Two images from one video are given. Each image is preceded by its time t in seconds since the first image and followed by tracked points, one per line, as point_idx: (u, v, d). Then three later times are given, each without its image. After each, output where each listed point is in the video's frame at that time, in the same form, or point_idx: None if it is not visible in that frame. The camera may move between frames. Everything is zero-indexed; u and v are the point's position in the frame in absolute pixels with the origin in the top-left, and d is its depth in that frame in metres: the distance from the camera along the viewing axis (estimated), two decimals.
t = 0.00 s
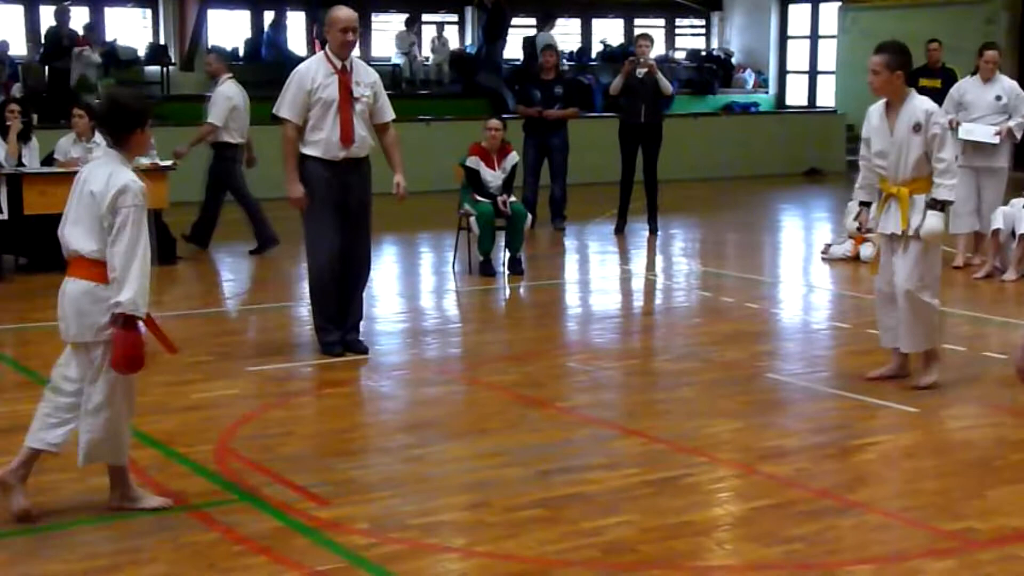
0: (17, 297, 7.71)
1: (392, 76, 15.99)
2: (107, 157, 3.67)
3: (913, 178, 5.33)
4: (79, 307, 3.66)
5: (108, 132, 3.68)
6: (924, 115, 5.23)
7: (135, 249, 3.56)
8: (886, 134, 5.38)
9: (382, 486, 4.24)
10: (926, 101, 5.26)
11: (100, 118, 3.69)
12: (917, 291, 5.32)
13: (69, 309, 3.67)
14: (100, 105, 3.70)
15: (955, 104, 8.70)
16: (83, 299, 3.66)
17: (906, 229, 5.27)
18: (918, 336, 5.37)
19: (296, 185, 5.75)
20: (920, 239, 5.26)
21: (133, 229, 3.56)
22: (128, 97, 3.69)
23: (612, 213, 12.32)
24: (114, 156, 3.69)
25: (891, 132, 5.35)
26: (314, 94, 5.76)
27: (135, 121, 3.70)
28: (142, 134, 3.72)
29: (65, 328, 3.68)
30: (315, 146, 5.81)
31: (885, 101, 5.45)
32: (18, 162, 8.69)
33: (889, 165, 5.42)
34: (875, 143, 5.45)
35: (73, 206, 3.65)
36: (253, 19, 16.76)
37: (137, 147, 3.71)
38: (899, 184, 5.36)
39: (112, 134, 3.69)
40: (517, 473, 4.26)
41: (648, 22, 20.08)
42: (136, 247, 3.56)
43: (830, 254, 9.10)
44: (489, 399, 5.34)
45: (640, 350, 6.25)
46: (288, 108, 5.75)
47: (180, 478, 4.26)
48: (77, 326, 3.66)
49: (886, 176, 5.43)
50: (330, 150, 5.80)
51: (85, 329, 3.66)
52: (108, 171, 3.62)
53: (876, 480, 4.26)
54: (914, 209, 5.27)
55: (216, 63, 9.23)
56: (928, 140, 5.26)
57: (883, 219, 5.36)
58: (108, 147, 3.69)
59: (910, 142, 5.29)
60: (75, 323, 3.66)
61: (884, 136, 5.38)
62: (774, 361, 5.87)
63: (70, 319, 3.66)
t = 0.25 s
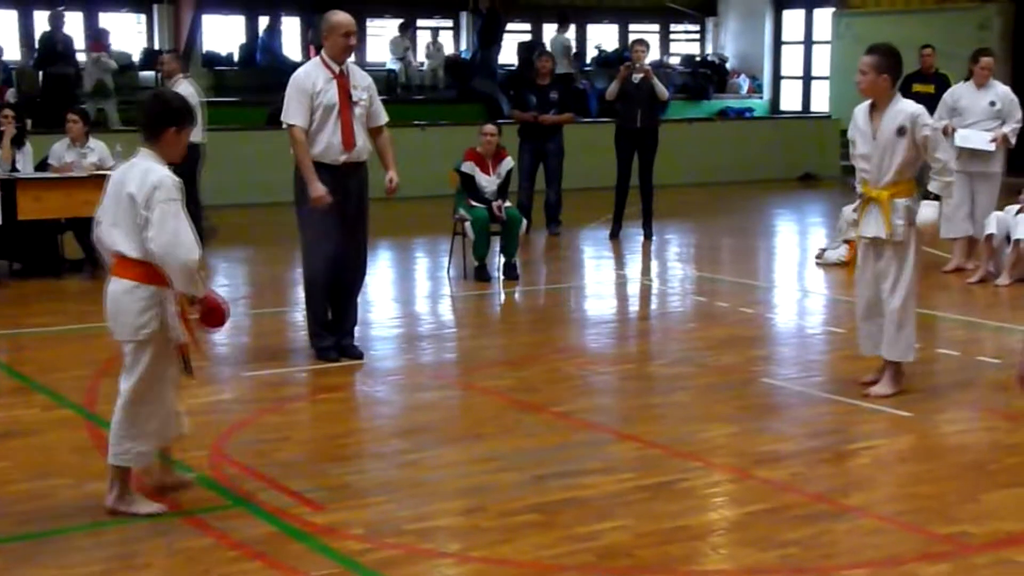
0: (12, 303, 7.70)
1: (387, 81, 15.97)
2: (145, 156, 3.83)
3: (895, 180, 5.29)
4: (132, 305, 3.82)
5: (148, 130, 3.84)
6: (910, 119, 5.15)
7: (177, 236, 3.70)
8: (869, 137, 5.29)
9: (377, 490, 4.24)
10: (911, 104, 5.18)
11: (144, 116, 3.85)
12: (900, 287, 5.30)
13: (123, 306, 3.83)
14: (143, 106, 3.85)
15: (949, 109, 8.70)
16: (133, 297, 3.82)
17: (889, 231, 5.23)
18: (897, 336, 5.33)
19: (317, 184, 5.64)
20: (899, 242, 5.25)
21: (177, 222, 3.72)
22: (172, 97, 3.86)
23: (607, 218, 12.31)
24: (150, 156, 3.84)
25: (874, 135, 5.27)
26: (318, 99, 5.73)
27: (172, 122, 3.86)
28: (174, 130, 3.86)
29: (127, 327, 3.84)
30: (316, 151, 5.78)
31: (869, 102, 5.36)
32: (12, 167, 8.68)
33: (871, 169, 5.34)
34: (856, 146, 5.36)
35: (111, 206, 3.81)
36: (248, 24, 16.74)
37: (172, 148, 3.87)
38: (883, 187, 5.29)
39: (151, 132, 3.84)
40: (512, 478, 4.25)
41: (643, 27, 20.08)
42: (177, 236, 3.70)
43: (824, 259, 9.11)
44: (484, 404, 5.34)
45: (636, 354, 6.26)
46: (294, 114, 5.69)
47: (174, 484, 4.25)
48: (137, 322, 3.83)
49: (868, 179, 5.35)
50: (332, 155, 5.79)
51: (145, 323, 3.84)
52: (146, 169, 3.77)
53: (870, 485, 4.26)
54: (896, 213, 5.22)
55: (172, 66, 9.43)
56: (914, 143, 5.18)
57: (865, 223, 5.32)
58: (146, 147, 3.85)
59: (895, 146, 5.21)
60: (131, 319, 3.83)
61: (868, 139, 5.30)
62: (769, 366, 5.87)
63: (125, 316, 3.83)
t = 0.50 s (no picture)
0: None
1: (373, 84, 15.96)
2: (173, 161, 3.85)
3: (869, 186, 5.25)
4: (164, 308, 3.83)
5: (175, 135, 3.85)
6: (885, 119, 5.14)
7: (211, 233, 3.73)
8: (847, 137, 5.27)
9: (363, 494, 4.23)
10: (888, 105, 5.17)
11: (170, 123, 3.86)
12: (879, 293, 5.29)
13: (155, 309, 3.83)
14: (170, 114, 3.86)
15: (934, 111, 8.71)
16: (166, 301, 3.83)
17: (862, 231, 5.22)
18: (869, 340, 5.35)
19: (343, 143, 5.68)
20: (875, 246, 5.25)
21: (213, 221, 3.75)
22: (197, 103, 3.88)
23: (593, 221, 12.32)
24: (179, 160, 3.86)
25: (851, 135, 5.25)
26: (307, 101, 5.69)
27: (197, 127, 3.87)
28: (199, 136, 3.87)
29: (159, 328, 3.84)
30: (304, 152, 5.77)
31: (851, 102, 5.36)
32: None
33: (849, 170, 5.31)
34: (836, 146, 5.33)
35: (143, 211, 3.82)
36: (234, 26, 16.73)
37: (199, 153, 3.88)
38: (859, 188, 5.27)
39: (178, 137, 3.86)
40: (499, 481, 4.25)
41: (629, 29, 20.11)
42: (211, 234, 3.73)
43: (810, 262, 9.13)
44: (470, 407, 5.34)
45: (622, 357, 6.26)
46: (290, 112, 5.63)
47: (161, 488, 4.24)
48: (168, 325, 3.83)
49: (846, 179, 5.34)
50: (321, 156, 5.79)
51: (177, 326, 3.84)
52: (175, 173, 3.79)
53: (856, 487, 4.26)
54: (869, 215, 5.21)
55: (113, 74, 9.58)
56: (889, 144, 5.17)
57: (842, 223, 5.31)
58: (173, 152, 3.86)
59: (869, 147, 5.19)
60: (164, 321, 3.83)
61: (845, 139, 5.28)
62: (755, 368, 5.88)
63: (157, 319, 3.83)
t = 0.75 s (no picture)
0: None
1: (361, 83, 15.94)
2: (191, 151, 4.04)
3: (842, 183, 5.25)
4: (181, 289, 3.94)
5: (194, 128, 4.04)
6: (857, 116, 5.15)
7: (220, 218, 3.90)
8: (819, 134, 5.26)
9: (351, 493, 4.23)
10: (861, 103, 5.18)
11: (187, 116, 4.06)
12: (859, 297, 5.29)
13: (168, 295, 3.94)
14: (188, 108, 4.06)
15: (921, 110, 8.74)
16: (179, 283, 3.95)
17: (836, 230, 5.21)
18: (851, 343, 5.34)
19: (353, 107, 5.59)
20: (850, 245, 5.22)
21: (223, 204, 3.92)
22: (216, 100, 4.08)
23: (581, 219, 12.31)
24: (196, 151, 4.04)
25: (824, 132, 5.25)
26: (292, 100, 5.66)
27: (216, 122, 4.06)
28: (218, 131, 4.07)
29: (180, 309, 3.93)
30: (291, 151, 5.77)
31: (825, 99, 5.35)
32: None
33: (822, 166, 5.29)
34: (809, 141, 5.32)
35: (158, 197, 3.99)
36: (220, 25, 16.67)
37: (215, 147, 4.08)
38: (831, 185, 5.26)
39: (195, 129, 4.05)
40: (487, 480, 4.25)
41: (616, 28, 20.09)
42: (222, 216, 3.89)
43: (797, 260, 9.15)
44: (458, 406, 5.33)
45: (610, 355, 6.26)
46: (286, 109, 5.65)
47: (148, 487, 4.23)
48: (187, 301, 3.94)
49: (821, 177, 5.30)
50: (305, 155, 5.77)
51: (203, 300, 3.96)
52: (191, 161, 3.97)
53: (842, 484, 4.27)
54: (843, 212, 5.21)
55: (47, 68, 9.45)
56: (862, 142, 5.17)
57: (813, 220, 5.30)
58: (191, 143, 4.05)
59: (842, 144, 5.20)
60: (179, 302, 3.93)
61: (818, 135, 5.27)
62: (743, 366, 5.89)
63: (173, 301, 3.93)
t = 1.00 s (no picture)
0: None
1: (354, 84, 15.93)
2: (189, 151, 4.04)
3: (827, 182, 5.26)
4: (198, 287, 3.97)
5: (187, 128, 4.04)
6: (840, 114, 5.16)
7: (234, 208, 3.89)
8: (802, 133, 5.28)
9: (345, 494, 4.23)
10: (843, 100, 5.18)
11: (178, 116, 4.06)
12: (841, 298, 5.27)
13: (185, 294, 3.97)
14: (179, 108, 4.06)
15: (914, 110, 8.76)
16: (196, 282, 3.97)
17: (821, 228, 5.21)
18: (836, 345, 5.31)
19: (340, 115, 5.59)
20: (834, 240, 5.21)
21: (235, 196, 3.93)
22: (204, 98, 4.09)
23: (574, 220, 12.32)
24: (194, 151, 4.04)
25: (807, 131, 5.26)
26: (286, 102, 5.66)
27: (207, 119, 4.08)
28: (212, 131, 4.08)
29: (199, 306, 3.98)
30: (285, 153, 5.77)
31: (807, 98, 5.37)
32: None
33: (805, 165, 5.31)
34: (790, 141, 5.35)
35: (162, 198, 3.98)
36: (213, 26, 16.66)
37: (209, 145, 4.08)
38: (815, 184, 5.28)
39: (188, 128, 4.05)
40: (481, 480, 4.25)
41: (609, 28, 20.10)
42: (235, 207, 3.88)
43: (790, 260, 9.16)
44: (452, 406, 5.34)
45: (604, 356, 6.26)
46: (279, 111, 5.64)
47: (142, 489, 4.23)
48: (205, 299, 3.98)
49: (802, 177, 5.34)
50: (300, 156, 5.78)
51: (221, 296, 4.01)
52: (191, 160, 3.97)
53: (836, 484, 4.28)
54: (829, 210, 5.22)
55: None
56: (844, 140, 5.19)
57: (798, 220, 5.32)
58: (186, 143, 4.05)
59: (825, 143, 5.21)
60: (196, 302, 3.97)
61: (800, 134, 5.29)
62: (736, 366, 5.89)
63: (190, 301, 3.97)
